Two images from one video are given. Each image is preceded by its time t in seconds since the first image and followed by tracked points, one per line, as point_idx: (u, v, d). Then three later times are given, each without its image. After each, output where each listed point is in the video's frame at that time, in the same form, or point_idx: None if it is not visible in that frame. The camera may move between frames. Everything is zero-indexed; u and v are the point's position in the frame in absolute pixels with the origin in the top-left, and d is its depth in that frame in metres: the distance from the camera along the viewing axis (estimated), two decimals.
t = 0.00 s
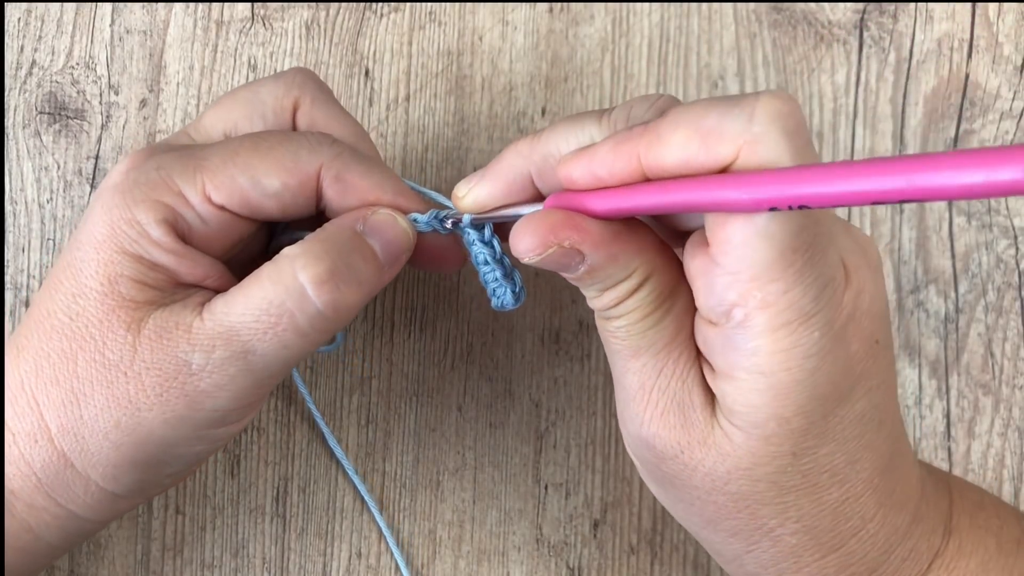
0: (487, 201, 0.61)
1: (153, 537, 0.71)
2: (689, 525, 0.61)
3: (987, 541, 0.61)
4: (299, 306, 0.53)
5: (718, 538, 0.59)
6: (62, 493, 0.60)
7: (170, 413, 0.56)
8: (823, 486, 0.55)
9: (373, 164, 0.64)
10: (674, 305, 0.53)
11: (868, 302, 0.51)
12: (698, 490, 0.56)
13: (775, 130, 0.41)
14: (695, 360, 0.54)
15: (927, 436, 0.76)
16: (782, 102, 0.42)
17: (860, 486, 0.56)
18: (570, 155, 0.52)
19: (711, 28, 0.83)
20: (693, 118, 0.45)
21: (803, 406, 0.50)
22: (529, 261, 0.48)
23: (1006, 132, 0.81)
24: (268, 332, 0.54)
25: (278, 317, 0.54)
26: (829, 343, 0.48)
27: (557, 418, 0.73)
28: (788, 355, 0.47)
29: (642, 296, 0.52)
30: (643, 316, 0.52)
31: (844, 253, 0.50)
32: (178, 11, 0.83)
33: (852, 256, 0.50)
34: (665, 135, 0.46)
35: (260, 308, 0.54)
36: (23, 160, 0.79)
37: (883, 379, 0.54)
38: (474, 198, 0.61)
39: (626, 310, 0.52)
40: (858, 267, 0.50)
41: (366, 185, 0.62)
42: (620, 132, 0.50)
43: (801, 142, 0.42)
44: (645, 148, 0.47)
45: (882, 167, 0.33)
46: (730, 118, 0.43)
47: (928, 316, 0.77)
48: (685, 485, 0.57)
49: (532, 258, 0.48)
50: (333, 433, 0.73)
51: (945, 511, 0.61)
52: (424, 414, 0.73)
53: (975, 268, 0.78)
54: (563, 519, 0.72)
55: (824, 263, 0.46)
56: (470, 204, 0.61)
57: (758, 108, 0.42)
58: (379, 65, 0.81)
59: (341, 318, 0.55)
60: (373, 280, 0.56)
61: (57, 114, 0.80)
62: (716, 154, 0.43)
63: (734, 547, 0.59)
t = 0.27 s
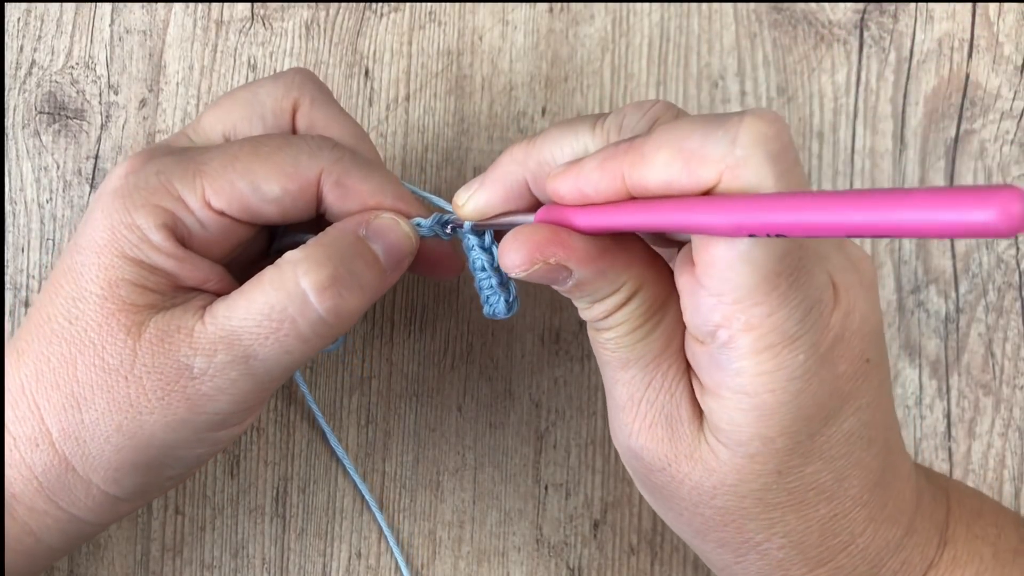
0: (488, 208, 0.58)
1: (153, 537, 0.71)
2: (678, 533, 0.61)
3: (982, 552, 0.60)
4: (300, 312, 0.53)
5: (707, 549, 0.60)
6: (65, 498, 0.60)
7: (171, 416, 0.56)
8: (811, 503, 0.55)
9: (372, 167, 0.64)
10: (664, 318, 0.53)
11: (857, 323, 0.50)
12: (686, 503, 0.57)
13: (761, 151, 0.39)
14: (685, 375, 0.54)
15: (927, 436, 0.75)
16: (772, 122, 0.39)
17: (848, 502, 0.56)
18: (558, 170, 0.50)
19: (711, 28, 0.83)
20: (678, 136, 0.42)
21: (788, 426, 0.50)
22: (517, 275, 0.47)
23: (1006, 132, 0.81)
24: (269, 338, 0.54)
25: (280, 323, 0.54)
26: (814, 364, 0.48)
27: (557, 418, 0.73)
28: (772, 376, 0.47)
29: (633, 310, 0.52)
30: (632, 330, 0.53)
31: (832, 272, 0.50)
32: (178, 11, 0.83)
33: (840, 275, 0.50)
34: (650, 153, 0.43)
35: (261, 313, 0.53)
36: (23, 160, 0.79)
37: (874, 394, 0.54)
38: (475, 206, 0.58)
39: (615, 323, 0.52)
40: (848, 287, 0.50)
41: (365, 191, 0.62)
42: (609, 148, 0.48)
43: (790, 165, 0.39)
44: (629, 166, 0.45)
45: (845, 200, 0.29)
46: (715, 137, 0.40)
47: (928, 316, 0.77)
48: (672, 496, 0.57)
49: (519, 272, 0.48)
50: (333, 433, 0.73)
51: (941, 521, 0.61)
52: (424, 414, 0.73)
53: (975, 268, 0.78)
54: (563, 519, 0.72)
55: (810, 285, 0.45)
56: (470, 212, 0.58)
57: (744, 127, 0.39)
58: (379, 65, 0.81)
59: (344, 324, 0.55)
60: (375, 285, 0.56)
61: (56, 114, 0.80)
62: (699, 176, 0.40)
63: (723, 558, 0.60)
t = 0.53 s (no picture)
0: (488, 212, 0.58)
1: (153, 537, 0.71)
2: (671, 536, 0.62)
3: (976, 558, 0.60)
4: (300, 316, 0.53)
5: (698, 553, 0.61)
6: (66, 499, 0.61)
7: (171, 420, 0.57)
8: (800, 513, 0.55)
9: (373, 169, 0.64)
10: (655, 325, 0.53)
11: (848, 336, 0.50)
12: (677, 510, 0.57)
13: (744, 171, 0.38)
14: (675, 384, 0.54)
15: (927, 436, 0.75)
16: (755, 140, 0.39)
17: (837, 512, 0.56)
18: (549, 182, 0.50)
19: (711, 28, 0.83)
20: (662, 154, 0.42)
21: (774, 440, 0.50)
22: (506, 283, 0.48)
23: (1006, 132, 0.81)
24: (269, 342, 0.54)
25: (280, 326, 0.54)
26: (801, 380, 0.48)
27: (557, 418, 0.73)
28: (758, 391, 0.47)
29: (625, 316, 0.52)
30: (623, 336, 0.53)
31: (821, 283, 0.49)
32: (178, 11, 0.83)
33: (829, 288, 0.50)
34: (634, 170, 0.43)
35: (262, 317, 0.53)
36: (23, 160, 0.79)
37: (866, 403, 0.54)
38: (474, 211, 0.58)
39: (606, 331, 0.53)
40: (838, 299, 0.50)
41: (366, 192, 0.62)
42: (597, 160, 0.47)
43: (774, 183, 0.39)
44: (614, 182, 0.45)
45: (822, 233, 0.29)
46: (697, 156, 0.40)
47: (928, 316, 0.77)
48: (663, 503, 0.58)
49: (509, 281, 0.49)
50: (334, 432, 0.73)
51: (934, 527, 0.61)
52: (424, 414, 0.73)
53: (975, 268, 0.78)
54: (563, 519, 0.72)
55: (796, 301, 0.45)
56: (471, 216, 0.59)
57: (725, 147, 0.39)
58: (379, 65, 0.81)
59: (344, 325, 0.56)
60: (376, 288, 0.56)
61: (56, 114, 0.80)
62: (682, 197, 0.40)
63: (714, 562, 0.60)
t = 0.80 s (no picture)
0: (488, 216, 0.57)
1: (153, 538, 0.71)
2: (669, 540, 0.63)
3: (973, 563, 0.60)
4: (302, 323, 0.53)
5: (695, 557, 0.61)
6: (67, 503, 0.61)
7: (173, 424, 0.57)
8: (795, 522, 0.56)
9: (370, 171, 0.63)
10: (653, 332, 0.53)
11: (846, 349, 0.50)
12: (673, 515, 0.58)
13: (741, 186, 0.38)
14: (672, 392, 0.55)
15: (927, 436, 0.75)
16: (752, 153, 0.38)
17: (833, 520, 0.57)
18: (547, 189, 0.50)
19: (711, 28, 0.83)
20: (658, 166, 0.42)
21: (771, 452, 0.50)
22: (501, 290, 0.48)
23: (1006, 132, 0.81)
24: (270, 348, 0.54)
25: (282, 332, 0.53)
26: (797, 394, 0.48)
27: (557, 419, 0.73)
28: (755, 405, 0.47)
29: (623, 322, 0.52)
30: (621, 343, 0.53)
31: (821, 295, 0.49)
32: (178, 11, 0.83)
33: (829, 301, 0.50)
34: (630, 181, 0.43)
35: (263, 323, 0.53)
36: (23, 160, 0.79)
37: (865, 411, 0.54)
38: (474, 213, 0.57)
39: (603, 338, 0.53)
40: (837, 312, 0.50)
41: (364, 195, 0.62)
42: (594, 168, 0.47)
43: (770, 198, 0.38)
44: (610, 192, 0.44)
45: (819, 260, 0.29)
46: (694, 170, 0.39)
47: (928, 316, 0.77)
48: (660, 508, 0.59)
49: (505, 288, 0.48)
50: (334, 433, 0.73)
51: (931, 532, 0.61)
52: (424, 414, 0.73)
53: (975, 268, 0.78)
54: (563, 519, 0.72)
55: (794, 315, 0.44)
56: (471, 219, 0.58)
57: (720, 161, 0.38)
58: (379, 65, 0.81)
59: (345, 331, 0.55)
60: (377, 293, 0.56)
61: (56, 114, 0.80)
62: (679, 211, 0.40)
63: (711, 567, 0.61)
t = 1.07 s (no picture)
0: (488, 218, 0.57)
1: (153, 538, 0.71)
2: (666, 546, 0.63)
3: (968, 569, 0.60)
4: (304, 329, 0.53)
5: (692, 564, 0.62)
6: (69, 506, 0.61)
7: (174, 429, 0.57)
8: (791, 531, 0.56)
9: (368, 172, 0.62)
10: (651, 341, 0.53)
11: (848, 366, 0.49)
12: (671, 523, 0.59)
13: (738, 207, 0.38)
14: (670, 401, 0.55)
15: (927, 436, 0.75)
16: (751, 173, 0.38)
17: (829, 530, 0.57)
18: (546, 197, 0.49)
19: (711, 28, 0.83)
20: (657, 183, 0.42)
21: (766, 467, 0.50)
22: (499, 297, 0.48)
23: (1006, 132, 0.81)
24: (271, 353, 0.54)
25: (284, 339, 0.53)
26: (793, 410, 0.47)
27: (556, 419, 0.73)
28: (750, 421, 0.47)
29: (622, 330, 0.52)
30: (619, 351, 0.53)
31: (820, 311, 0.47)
32: (178, 11, 0.83)
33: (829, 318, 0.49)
34: (628, 196, 0.43)
35: (264, 330, 0.53)
36: (23, 160, 0.79)
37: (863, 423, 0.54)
38: (474, 215, 0.57)
39: (600, 347, 0.53)
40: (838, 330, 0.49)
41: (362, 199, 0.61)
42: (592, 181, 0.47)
43: (768, 219, 0.38)
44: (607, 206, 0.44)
45: (813, 294, 0.29)
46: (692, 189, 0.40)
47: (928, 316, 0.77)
48: (656, 516, 0.59)
49: (503, 295, 0.48)
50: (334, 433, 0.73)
51: (929, 539, 0.61)
52: (424, 414, 0.73)
53: (975, 268, 0.78)
54: (563, 519, 0.72)
55: (792, 334, 0.44)
56: (471, 220, 0.58)
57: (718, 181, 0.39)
58: (379, 65, 0.81)
59: (346, 335, 0.55)
60: (378, 297, 0.56)
61: (56, 114, 0.80)
62: (675, 229, 0.40)
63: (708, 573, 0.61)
